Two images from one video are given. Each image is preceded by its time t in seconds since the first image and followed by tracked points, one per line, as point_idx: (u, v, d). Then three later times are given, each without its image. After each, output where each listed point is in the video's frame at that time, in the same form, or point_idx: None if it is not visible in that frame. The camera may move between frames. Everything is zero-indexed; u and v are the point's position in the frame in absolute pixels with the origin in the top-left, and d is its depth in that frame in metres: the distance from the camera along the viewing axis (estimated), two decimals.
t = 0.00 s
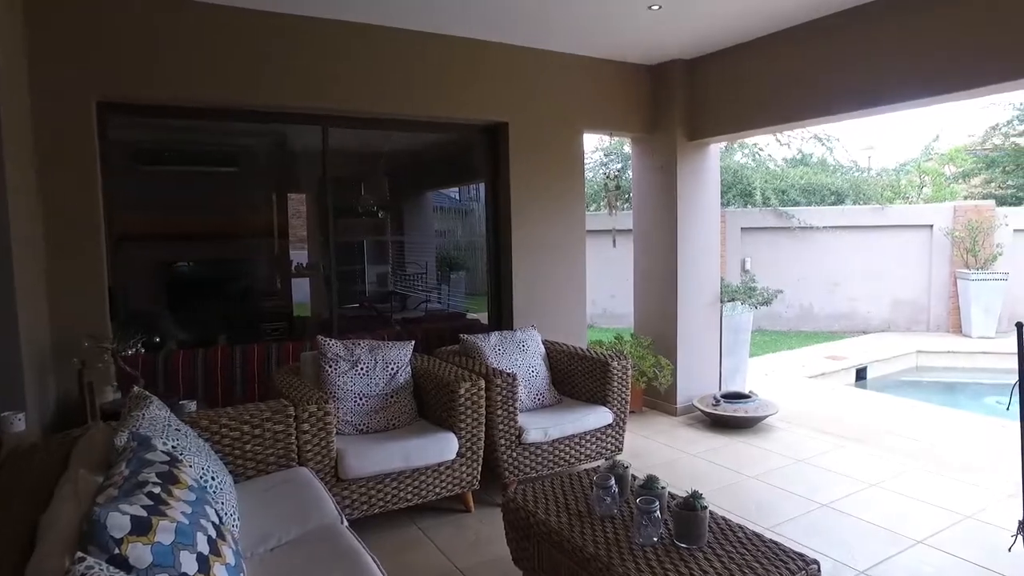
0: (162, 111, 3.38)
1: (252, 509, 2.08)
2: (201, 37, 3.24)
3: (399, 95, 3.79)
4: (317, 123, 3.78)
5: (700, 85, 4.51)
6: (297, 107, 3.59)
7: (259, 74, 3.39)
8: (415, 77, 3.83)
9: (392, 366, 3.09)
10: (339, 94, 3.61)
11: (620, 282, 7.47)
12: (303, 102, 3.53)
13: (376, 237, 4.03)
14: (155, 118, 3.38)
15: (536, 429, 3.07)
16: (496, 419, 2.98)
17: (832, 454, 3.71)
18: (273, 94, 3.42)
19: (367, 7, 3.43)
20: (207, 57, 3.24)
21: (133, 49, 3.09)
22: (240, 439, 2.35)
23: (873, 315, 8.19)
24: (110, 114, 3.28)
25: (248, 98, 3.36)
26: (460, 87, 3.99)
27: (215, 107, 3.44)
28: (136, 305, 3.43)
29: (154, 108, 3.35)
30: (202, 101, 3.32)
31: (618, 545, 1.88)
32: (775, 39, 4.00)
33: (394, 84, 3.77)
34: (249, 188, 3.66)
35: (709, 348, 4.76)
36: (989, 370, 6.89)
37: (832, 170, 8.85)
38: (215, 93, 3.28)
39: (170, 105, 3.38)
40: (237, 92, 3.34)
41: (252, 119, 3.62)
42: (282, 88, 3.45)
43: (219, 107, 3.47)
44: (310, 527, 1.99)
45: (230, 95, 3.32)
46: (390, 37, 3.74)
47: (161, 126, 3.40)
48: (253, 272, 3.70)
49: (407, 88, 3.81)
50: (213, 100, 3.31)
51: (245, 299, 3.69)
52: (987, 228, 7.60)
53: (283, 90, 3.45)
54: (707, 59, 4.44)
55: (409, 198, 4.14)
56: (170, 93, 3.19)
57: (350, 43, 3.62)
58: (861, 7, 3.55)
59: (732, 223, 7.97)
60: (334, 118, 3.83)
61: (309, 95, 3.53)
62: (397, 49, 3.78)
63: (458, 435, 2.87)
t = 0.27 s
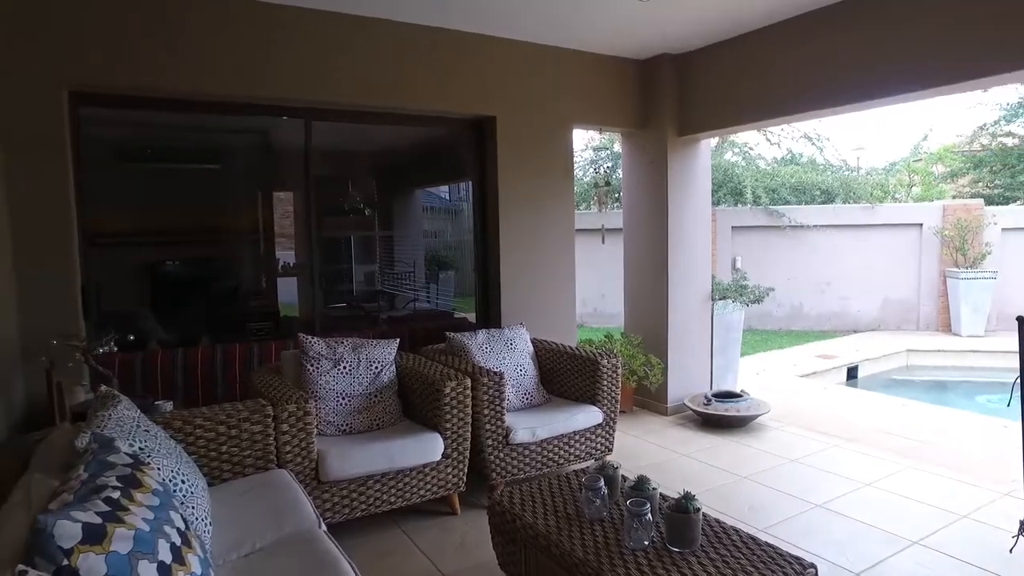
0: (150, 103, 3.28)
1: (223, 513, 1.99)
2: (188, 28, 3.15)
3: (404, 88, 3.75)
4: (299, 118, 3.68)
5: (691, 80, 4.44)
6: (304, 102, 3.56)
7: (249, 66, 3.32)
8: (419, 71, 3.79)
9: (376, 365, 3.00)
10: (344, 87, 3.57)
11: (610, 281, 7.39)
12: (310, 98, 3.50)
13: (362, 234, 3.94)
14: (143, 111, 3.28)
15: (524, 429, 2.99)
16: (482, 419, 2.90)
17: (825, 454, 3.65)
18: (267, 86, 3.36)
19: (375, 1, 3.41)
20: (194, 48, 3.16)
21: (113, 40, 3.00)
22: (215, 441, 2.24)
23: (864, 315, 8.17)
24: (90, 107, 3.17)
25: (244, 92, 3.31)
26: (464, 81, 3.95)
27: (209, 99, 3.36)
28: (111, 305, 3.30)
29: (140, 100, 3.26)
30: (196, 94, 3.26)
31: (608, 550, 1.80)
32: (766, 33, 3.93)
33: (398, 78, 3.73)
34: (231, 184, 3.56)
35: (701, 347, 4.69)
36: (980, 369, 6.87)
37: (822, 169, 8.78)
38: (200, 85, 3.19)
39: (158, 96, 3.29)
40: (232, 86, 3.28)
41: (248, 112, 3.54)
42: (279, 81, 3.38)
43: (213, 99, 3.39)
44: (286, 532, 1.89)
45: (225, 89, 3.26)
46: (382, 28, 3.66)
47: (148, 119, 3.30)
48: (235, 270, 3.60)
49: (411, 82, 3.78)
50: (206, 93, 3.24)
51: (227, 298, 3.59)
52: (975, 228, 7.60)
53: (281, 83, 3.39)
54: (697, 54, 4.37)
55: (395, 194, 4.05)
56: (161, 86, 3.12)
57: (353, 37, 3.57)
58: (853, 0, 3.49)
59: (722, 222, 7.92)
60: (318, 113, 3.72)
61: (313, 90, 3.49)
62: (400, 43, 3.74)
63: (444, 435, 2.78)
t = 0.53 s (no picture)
0: (147, 98, 3.22)
1: (186, 525, 1.89)
2: (186, 24, 3.11)
3: (407, 87, 3.74)
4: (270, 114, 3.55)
5: (674, 77, 4.37)
6: (309, 100, 3.53)
7: (234, 61, 3.24)
8: (423, 71, 3.78)
9: (350, 368, 2.89)
10: (347, 86, 3.55)
11: (592, 282, 7.33)
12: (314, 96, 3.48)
13: (341, 234, 3.83)
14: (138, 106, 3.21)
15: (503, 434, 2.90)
16: (460, 424, 2.81)
17: (809, 456, 3.60)
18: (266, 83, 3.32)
19: None
20: (159, 39, 3.03)
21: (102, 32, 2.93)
22: (177, 449, 2.12)
23: (845, 315, 8.17)
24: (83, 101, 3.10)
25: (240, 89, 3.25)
26: (457, 80, 3.90)
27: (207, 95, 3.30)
28: (72, 307, 3.14)
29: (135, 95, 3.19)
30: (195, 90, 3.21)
31: (588, 562, 1.71)
32: (748, 29, 3.87)
33: (402, 77, 3.71)
34: (204, 182, 3.43)
35: (684, 348, 4.63)
36: (961, 368, 6.88)
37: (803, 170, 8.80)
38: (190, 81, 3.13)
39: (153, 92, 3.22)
40: (229, 82, 3.23)
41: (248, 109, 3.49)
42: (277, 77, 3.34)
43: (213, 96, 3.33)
44: (247, 548, 1.78)
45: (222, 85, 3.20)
46: (382, 27, 3.62)
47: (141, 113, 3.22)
48: (207, 270, 3.46)
49: (415, 81, 3.76)
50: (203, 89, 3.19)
51: (200, 299, 3.45)
52: (954, 228, 7.66)
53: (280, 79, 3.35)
54: (679, 51, 4.31)
55: (375, 193, 3.95)
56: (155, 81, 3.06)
57: (355, 36, 3.55)
58: None
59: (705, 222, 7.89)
60: (292, 108, 3.61)
61: (316, 87, 3.46)
62: (404, 42, 3.72)
63: (420, 441, 2.69)
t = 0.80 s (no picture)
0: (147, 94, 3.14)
1: (130, 547, 1.74)
2: (186, 24, 3.03)
3: (407, 87, 3.70)
4: (231, 111, 3.36)
5: (649, 75, 4.30)
6: (308, 98, 3.48)
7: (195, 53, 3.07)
8: (424, 71, 3.75)
9: (314, 374, 2.76)
10: (348, 85, 3.50)
11: (566, 283, 7.26)
12: (314, 94, 3.43)
13: (309, 234, 3.69)
14: (136, 102, 3.13)
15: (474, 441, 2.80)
16: (428, 431, 2.70)
17: (786, 459, 3.55)
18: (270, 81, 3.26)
19: None
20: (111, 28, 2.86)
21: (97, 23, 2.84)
22: (122, 463, 1.98)
23: (818, 315, 8.21)
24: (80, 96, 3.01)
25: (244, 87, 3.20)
26: (428, 75, 3.77)
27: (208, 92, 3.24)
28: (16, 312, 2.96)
29: (136, 91, 3.11)
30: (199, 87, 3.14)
31: None
32: (723, 26, 3.82)
33: (402, 77, 3.68)
34: (167, 181, 3.26)
35: (660, 350, 4.57)
36: (931, 367, 6.95)
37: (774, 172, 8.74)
38: (187, 77, 3.05)
39: (152, 88, 3.14)
40: (232, 79, 3.17)
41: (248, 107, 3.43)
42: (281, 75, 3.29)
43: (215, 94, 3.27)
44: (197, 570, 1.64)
45: (226, 82, 3.14)
46: (365, 22, 3.52)
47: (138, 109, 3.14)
48: (168, 273, 3.29)
49: (416, 81, 3.73)
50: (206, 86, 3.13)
51: (162, 303, 3.28)
52: (922, 228, 7.73)
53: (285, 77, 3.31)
54: (653, 48, 4.25)
55: (345, 192, 3.80)
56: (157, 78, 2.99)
57: (355, 35, 3.50)
58: None
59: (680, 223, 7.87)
60: (257, 103, 3.44)
61: (317, 86, 3.41)
62: (404, 42, 3.68)
63: (386, 450, 2.57)
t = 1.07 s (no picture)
0: (148, 89, 3.09)
1: (72, 567, 1.62)
2: (193, 22, 3.02)
3: (408, 87, 3.72)
4: (193, 107, 3.23)
5: (622, 73, 4.25)
6: (307, 95, 3.46)
7: (153, 44, 2.92)
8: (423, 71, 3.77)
9: (277, 378, 2.63)
10: (348, 84, 3.50)
11: (540, 284, 7.19)
12: (314, 91, 3.42)
13: (278, 233, 3.56)
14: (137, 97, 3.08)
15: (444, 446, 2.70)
16: (397, 437, 2.60)
17: (762, 460, 3.51)
18: (278, 79, 3.26)
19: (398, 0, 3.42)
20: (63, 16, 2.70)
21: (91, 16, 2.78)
22: (65, 478, 1.85)
23: (790, 314, 8.26)
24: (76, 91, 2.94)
25: (250, 84, 3.19)
26: (399, 70, 3.68)
27: (210, 88, 3.20)
28: None
29: (134, 87, 3.06)
30: (203, 83, 3.12)
31: None
32: (697, 23, 3.78)
33: (403, 77, 3.70)
34: (124, 178, 3.10)
35: (635, 351, 4.52)
36: (901, 365, 7.02)
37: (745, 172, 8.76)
38: (190, 72, 3.02)
39: (151, 83, 3.09)
40: (236, 75, 3.15)
41: (247, 105, 3.40)
42: (286, 73, 3.28)
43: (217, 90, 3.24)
44: None
45: (231, 78, 3.13)
46: (333, 15, 3.41)
47: (137, 104, 3.09)
48: (128, 274, 3.13)
49: (416, 81, 3.75)
50: (210, 81, 3.11)
51: (124, 307, 3.12)
52: (891, 228, 7.82)
53: (290, 74, 3.30)
54: (626, 45, 4.20)
55: (313, 190, 3.69)
56: (163, 73, 2.96)
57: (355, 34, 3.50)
58: None
59: (654, 223, 7.86)
60: (222, 98, 3.31)
61: (317, 84, 3.41)
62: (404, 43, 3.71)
63: (353, 457, 2.46)
